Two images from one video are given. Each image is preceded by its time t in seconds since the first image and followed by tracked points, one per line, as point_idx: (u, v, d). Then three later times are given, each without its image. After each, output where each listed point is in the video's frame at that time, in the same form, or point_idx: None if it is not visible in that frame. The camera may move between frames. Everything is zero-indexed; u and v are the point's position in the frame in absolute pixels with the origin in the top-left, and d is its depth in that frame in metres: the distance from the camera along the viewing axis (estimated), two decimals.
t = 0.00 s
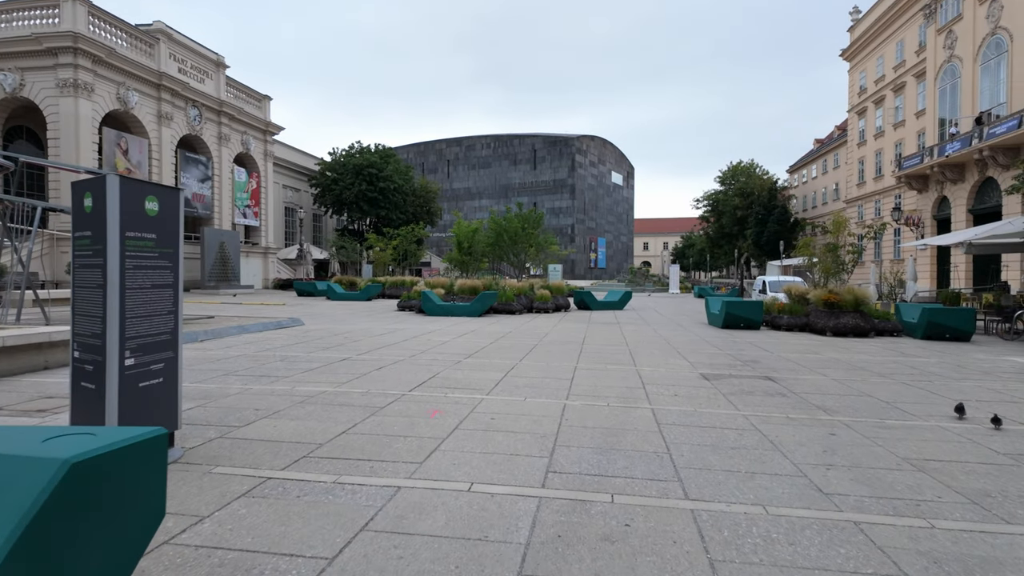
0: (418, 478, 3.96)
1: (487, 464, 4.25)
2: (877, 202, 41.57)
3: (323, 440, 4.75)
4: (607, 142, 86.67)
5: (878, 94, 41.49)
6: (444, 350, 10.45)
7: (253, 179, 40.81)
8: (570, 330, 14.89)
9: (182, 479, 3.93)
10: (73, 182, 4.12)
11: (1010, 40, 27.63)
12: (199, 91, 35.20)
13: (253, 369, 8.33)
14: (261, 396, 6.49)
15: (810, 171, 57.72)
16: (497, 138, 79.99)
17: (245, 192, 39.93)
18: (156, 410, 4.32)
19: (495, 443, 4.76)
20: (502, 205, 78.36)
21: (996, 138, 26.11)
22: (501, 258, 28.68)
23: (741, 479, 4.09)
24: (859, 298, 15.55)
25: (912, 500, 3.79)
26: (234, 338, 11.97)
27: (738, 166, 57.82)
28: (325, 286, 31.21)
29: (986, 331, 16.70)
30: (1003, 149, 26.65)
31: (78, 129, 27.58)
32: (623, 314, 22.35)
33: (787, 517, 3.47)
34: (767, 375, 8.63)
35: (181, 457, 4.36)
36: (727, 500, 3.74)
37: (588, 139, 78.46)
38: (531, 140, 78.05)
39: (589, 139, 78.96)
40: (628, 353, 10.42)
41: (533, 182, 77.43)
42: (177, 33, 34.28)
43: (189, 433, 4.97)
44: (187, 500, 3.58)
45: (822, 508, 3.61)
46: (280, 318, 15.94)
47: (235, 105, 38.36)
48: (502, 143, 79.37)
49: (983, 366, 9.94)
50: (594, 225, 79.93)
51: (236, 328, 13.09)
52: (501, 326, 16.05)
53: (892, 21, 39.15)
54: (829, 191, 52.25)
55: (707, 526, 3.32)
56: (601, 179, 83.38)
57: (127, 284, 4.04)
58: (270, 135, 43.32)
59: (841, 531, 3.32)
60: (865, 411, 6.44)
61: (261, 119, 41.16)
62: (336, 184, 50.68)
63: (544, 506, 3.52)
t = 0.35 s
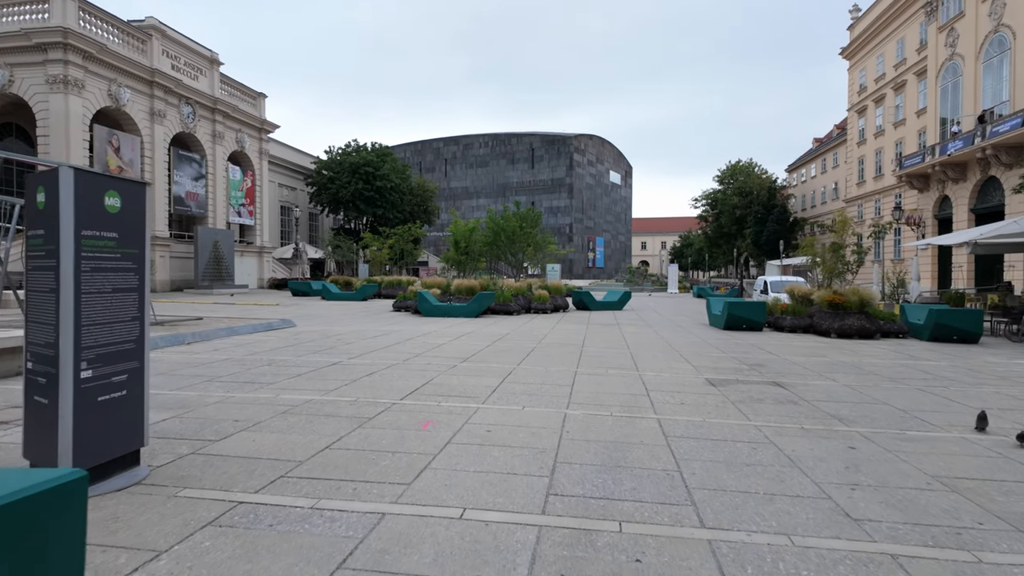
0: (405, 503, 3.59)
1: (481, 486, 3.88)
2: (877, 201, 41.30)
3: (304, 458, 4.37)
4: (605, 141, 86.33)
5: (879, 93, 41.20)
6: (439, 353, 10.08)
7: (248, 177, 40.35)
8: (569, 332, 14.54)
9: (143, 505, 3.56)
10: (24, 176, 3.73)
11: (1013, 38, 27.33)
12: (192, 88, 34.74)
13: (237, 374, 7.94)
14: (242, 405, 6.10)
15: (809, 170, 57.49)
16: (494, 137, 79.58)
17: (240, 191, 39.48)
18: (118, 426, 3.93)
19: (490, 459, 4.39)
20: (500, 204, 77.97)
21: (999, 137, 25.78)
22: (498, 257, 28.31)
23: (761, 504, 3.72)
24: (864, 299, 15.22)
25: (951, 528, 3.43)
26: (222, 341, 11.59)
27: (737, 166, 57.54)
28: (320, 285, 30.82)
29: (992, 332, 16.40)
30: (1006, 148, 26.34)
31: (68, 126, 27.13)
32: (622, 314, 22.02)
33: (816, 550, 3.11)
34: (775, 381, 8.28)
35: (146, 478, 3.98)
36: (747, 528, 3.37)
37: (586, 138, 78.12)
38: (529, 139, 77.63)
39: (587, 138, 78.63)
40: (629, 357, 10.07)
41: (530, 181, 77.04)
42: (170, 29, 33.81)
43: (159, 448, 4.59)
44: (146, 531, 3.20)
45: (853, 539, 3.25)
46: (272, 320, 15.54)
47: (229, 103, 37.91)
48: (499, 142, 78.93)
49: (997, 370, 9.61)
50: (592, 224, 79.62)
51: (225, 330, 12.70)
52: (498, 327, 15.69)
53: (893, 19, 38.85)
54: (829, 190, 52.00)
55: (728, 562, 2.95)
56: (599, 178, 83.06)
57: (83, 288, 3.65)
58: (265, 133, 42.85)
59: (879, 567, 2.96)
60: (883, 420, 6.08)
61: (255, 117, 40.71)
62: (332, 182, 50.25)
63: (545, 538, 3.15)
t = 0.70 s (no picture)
0: (387, 526, 3.19)
1: (474, 504, 3.48)
2: (878, 198, 40.99)
3: (278, 473, 3.97)
4: (603, 138, 85.99)
5: (879, 89, 40.88)
6: (434, 354, 9.69)
7: (242, 174, 39.86)
8: (568, 331, 14.15)
9: (91, 528, 3.15)
10: None
11: (1016, 33, 26.98)
12: (185, 84, 34.25)
13: (219, 377, 7.53)
14: (219, 411, 5.68)
15: (808, 168, 57.19)
16: (492, 134, 79.13)
17: (234, 188, 39.00)
18: (69, 438, 3.52)
19: (484, 472, 4.00)
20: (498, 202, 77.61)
21: (1003, 133, 25.43)
22: (496, 254, 27.93)
23: (786, 525, 3.33)
24: (870, 297, 14.85)
25: (1001, 554, 3.05)
26: (209, 341, 11.18)
27: (736, 163, 57.25)
28: (315, 284, 30.43)
29: (1000, 331, 16.06)
30: (1010, 144, 26.01)
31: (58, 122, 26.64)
32: (621, 313, 21.68)
33: None
34: (785, 383, 7.91)
35: (101, 496, 3.57)
36: (772, 554, 2.98)
37: (585, 135, 77.71)
38: (527, 136, 77.17)
39: (585, 135, 78.24)
40: (631, 357, 9.69)
41: (528, 179, 76.62)
42: (162, 24, 33.31)
43: (121, 460, 4.18)
44: (87, 561, 2.80)
45: (894, 568, 2.86)
46: (262, 319, 15.13)
47: (223, 99, 37.44)
48: (497, 139, 78.49)
49: (1013, 371, 9.23)
50: (590, 223, 79.23)
51: (212, 330, 12.27)
52: (495, 327, 15.30)
53: (894, 14, 38.50)
54: (828, 188, 51.72)
55: None
56: (598, 175, 82.73)
57: (24, 285, 3.25)
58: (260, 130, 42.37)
59: None
60: (904, 426, 5.69)
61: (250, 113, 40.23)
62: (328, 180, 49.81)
63: (545, 569, 2.75)
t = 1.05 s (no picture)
0: (358, 562, 2.80)
1: (458, 532, 3.11)
2: (869, 197, 40.98)
3: (241, 496, 3.60)
4: (594, 137, 85.74)
5: (871, 88, 40.87)
6: (421, 356, 9.29)
7: (228, 171, 39.16)
8: (560, 332, 13.80)
9: (16, 568, 2.73)
10: None
11: (1009, 31, 26.91)
12: (169, 79, 33.55)
13: (191, 382, 7.10)
14: (186, 422, 5.25)
15: (799, 167, 57.21)
16: (483, 132, 78.64)
17: (220, 185, 38.33)
18: None
19: (470, 494, 3.63)
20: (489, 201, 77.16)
21: (996, 132, 25.32)
22: (486, 253, 27.54)
23: (809, 555, 2.98)
24: (867, 297, 14.60)
25: None
26: (186, 343, 10.71)
27: (727, 162, 57.16)
28: (302, 283, 29.90)
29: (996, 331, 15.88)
30: (1003, 142, 25.91)
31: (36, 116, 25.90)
32: (614, 312, 21.36)
33: None
34: (787, 387, 7.58)
35: (33, 527, 3.15)
36: None
37: (576, 134, 77.39)
38: (518, 135, 76.72)
39: (576, 134, 77.90)
40: (626, 359, 9.34)
41: (519, 177, 76.20)
42: (145, 17, 32.56)
43: (66, 481, 3.75)
44: None
45: None
46: (244, 319, 14.65)
47: (208, 94, 36.73)
48: (488, 137, 78.00)
49: (1018, 374, 8.97)
50: (581, 221, 78.92)
51: (190, 331, 11.79)
52: (485, 327, 14.93)
53: (885, 13, 38.46)
54: (819, 187, 51.74)
55: None
56: (589, 174, 82.48)
57: None
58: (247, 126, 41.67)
59: None
60: (917, 435, 5.36)
61: (236, 109, 39.54)
62: (317, 177, 49.20)
63: None
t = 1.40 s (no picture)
0: None
1: (438, 567, 2.71)
2: (861, 195, 40.91)
3: (195, 523, 3.18)
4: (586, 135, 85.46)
5: (863, 85, 40.77)
6: (408, 358, 8.89)
7: (214, 168, 38.49)
8: (552, 332, 13.42)
9: None
10: None
11: (1002, 28, 26.77)
12: (153, 73, 32.84)
13: (160, 388, 6.65)
14: (146, 433, 4.82)
15: (791, 164, 57.20)
16: (475, 129, 78.11)
17: (206, 181, 37.65)
18: None
19: (454, 518, 3.24)
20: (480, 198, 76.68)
21: (989, 129, 25.18)
22: (477, 251, 27.13)
23: None
24: (865, 295, 14.31)
25: None
26: (162, 344, 10.25)
27: (719, 159, 57.02)
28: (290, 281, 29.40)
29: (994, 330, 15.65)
30: (996, 139, 25.76)
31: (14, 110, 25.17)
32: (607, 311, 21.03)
33: None
34: (790, 390, 7.26)
35: None
36: None
37: (568, 131, 77.03)
38: (510, 132, 76.28)
39: (568, 131, 77.55)
40: (622, 361, 8.97)
41: (511, 175, 75.79)
42: (129, 10, 31.82)
43: None
44: None
45: None
46: (226, 319, 14.16)
47: (194, 89, 36.04)
48: (479, 135, 77.50)
49: None
50: (574, 219, 78.58)
51: (168, 332, 11.31)
52: (475, 327, 14.52)
53: (878, 10, 38.32)
54: (811, 185, 51.71)
55: None
56: (581, 172, 82.18)
57: None
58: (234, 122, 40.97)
59: None
60: (934, 443, 5.02)
61: (223, 105, 38.86)
62: (306, 174, 48.58)
63: None
